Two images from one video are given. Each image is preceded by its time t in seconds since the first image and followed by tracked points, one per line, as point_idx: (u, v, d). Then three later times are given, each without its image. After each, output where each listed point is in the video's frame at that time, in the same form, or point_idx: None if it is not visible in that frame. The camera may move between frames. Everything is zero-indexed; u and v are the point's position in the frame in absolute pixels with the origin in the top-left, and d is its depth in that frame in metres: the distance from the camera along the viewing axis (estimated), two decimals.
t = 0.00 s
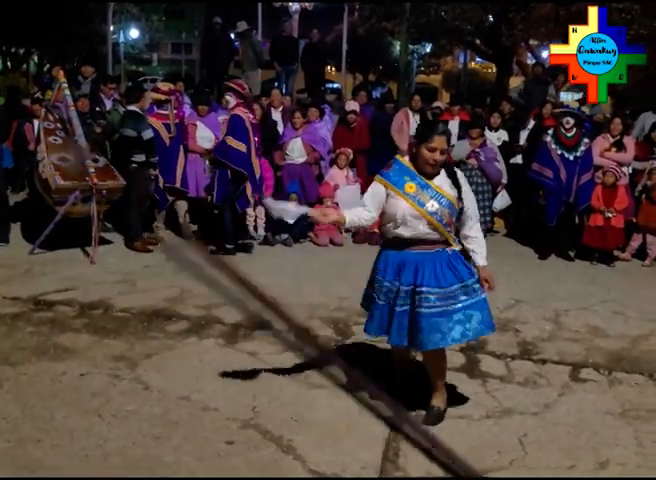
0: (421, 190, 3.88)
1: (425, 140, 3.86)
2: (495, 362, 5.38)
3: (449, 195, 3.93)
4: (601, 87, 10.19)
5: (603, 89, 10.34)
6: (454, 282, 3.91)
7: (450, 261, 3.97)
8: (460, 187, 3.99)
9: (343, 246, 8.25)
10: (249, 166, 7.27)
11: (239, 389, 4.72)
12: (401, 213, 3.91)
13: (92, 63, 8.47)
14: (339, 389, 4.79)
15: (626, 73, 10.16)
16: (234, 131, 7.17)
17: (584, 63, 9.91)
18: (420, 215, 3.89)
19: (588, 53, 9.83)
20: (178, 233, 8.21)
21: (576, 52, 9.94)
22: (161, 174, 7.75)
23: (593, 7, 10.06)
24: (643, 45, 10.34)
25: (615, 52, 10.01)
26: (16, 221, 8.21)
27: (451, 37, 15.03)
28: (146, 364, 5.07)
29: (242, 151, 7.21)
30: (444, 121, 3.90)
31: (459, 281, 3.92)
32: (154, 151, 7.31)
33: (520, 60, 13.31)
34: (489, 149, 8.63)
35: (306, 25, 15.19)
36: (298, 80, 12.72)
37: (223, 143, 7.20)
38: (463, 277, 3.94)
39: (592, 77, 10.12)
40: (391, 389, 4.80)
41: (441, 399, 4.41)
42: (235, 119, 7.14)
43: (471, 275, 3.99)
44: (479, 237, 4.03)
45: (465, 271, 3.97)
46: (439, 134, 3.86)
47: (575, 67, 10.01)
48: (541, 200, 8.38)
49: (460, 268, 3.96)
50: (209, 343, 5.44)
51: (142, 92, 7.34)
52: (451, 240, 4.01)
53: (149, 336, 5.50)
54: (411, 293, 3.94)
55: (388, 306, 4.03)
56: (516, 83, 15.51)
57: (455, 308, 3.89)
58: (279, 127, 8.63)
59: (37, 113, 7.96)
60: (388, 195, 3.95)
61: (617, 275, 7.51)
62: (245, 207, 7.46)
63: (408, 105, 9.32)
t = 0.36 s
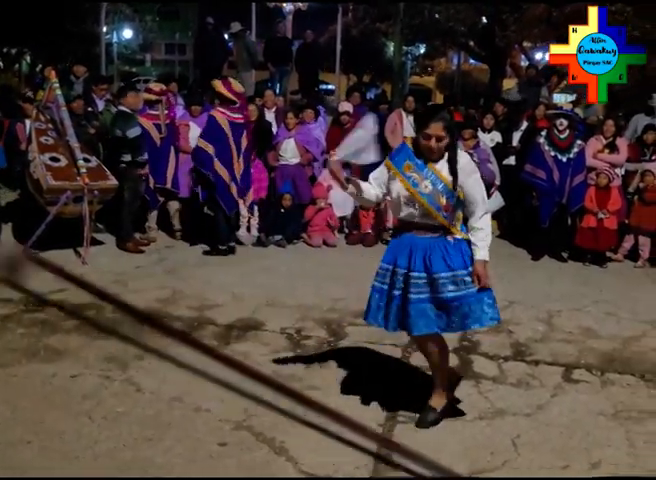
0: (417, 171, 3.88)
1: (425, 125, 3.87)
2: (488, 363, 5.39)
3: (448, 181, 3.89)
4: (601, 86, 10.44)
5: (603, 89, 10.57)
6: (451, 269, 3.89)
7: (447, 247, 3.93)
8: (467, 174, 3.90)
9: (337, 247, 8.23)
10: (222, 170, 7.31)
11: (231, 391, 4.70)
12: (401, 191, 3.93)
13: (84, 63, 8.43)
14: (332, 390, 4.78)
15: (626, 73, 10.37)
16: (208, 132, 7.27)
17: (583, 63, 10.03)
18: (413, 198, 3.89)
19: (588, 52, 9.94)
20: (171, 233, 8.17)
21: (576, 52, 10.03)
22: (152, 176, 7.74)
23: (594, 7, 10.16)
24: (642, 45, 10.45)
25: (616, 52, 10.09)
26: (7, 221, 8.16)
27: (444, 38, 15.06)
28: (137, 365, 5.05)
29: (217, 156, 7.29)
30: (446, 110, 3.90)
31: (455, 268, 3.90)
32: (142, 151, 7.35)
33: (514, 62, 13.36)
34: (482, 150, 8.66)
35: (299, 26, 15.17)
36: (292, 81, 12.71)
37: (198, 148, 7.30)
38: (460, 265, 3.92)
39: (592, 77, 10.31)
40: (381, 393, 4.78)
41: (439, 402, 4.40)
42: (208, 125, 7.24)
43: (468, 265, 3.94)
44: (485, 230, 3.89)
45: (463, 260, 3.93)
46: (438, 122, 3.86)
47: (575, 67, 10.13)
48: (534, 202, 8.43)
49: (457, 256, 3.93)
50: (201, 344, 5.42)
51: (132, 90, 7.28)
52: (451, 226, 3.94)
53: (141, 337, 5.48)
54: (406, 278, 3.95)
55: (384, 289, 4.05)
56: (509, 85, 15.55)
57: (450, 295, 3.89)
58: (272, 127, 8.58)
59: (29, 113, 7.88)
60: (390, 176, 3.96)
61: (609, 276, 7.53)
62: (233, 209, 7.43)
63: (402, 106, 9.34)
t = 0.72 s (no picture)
0: (395, 199, 3.69)
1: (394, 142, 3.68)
2: (478, 365, 5.33)
3: (430, 210, 3.70)
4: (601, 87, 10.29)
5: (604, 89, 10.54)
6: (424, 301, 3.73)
7: (423, 277, 3.76)
8: (448, 201, 3.67)
9: (326, 248, 8.17)
10: (193, 166, 7.28)
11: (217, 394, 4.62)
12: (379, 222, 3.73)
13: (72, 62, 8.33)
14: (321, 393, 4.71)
15: (626, 72, 10.29)
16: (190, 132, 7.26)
17: (584, 63, 9.97)
18: (392, 229, 3.71)
19: (588, 53, 9.86)
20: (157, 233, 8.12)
21: (576, 52, 9.95)
22: (136, 175, 7.67)
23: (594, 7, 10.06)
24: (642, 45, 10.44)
25: (615, 52, 10.00)
26: None
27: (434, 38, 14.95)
28: (123, 368, 4.96)
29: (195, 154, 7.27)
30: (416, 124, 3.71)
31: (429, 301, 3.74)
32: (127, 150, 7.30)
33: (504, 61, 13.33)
34: (471, 150, 8.64)
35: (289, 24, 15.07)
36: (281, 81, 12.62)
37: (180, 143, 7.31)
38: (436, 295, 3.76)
39: (592, 77, 10.21)
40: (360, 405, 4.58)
41: (409, 427, 4.07)
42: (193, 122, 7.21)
43: (436, 300, 3.76)
44: (477, 255, 3.70)
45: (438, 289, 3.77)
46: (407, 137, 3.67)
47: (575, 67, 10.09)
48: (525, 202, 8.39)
49: (434, 284, 3.77)
50: (188, 347, 5.33)
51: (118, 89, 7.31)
52: (431, 257, 3.78)
53: (127, 340, 5.39)
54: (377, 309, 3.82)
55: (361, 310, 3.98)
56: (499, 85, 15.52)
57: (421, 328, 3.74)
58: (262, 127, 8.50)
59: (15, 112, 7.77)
60: (369, 204, 3.76)
61: (600, 277, 7.49)
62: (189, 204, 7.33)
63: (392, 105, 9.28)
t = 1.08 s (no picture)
0: (348, 185, 3.64)
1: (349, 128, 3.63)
2: (473, 364, 5.41)
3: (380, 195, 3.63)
4: (601, 87, 10.31)
5: (604, 89, 10.45)
6: (382, 288, 3.62)
7: (378, 265, 3.67)
8: (397, 186, 3.60)
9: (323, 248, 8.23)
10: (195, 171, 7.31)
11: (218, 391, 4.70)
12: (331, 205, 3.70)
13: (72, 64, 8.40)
14: (318, 392, 4.77)
15: (626, 73, 10.28)
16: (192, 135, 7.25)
17: (584, 63, 10.15)
18: (342, 214, 3.67)
19: (588, 52, 10.11)
20: (156, 233, 8.20)
21: (576, 52, 10.21)
22: (135, 176, 7.74)
23: (594, 7, 10.31)
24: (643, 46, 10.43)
25: (616, 52, 10.15)
26: None
27: (430, 41, 14.88)
28: (123, 367, 5.02)
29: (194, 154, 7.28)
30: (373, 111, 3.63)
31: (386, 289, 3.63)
32: (124, 150, 7.41)
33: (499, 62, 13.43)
34: (467, 152, 8.73)
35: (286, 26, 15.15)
36: (279, 82, 12.72)
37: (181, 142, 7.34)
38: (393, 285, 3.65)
39: (592, 77, 10.28)
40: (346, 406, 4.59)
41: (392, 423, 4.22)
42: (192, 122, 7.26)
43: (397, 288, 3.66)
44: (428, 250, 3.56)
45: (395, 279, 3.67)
46: (360, 126, 3.60)
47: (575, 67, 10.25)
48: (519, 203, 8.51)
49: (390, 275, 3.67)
50: (187, 346, 5.41)
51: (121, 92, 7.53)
52: (381, 246, 3.69)
53: (127, 339, 5.46)
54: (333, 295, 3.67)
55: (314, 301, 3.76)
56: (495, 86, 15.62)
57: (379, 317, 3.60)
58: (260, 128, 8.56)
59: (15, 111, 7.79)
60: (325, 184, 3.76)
61: (594, 277, 7.58)
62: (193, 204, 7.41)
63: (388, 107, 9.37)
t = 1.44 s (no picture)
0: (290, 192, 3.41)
1: (291, 132, 3.37)
2: (468, 366, 5.35)
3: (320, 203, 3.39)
4: (601, 87, 10.15)
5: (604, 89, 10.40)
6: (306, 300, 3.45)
7: (307, 277, 3.49)
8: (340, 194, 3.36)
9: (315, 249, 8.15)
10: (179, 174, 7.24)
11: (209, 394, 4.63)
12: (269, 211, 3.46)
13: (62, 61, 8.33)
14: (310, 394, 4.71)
15: (626, 72, 10.31)
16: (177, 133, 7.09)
17: (584, 63, 9.90)
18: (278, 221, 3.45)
19: (588, 53, 9.84)
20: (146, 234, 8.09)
21: (576, 52, 9.95)
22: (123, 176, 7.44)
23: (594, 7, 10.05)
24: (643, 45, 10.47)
25: (616, 51, 10.10)
26: None
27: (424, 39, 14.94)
28: (113, 369, 4.95)
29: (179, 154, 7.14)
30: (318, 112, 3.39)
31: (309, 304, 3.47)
32: (115, 152, 7.31)
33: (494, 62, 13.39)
34: (462, 152, 8.71)
35: (280, 25, 15.09)
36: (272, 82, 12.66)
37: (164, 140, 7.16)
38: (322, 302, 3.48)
39: (592, 77, 10.10)
40: (315, 410, 4.48)
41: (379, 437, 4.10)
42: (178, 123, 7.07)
43: (321, 302, 3.47)
44: (378, 260, 3.39)
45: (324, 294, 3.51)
46: (302, 130, 3.34)
47: (575, 67, 10.01)
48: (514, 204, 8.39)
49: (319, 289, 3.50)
50: (178, 347, 5.34)
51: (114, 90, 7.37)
52: (316, 255, 3.49)
53: (117, 340, 5.39)
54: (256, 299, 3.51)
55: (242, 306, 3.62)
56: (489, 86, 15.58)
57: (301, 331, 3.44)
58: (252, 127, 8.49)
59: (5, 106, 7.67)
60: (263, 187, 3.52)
61: (590, 279, 7.52)
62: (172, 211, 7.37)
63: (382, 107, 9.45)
